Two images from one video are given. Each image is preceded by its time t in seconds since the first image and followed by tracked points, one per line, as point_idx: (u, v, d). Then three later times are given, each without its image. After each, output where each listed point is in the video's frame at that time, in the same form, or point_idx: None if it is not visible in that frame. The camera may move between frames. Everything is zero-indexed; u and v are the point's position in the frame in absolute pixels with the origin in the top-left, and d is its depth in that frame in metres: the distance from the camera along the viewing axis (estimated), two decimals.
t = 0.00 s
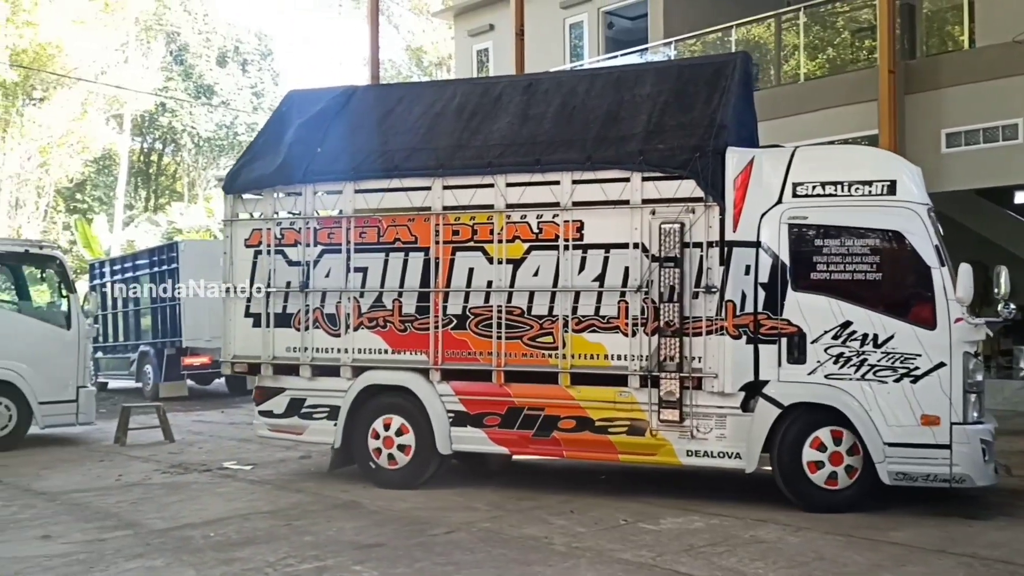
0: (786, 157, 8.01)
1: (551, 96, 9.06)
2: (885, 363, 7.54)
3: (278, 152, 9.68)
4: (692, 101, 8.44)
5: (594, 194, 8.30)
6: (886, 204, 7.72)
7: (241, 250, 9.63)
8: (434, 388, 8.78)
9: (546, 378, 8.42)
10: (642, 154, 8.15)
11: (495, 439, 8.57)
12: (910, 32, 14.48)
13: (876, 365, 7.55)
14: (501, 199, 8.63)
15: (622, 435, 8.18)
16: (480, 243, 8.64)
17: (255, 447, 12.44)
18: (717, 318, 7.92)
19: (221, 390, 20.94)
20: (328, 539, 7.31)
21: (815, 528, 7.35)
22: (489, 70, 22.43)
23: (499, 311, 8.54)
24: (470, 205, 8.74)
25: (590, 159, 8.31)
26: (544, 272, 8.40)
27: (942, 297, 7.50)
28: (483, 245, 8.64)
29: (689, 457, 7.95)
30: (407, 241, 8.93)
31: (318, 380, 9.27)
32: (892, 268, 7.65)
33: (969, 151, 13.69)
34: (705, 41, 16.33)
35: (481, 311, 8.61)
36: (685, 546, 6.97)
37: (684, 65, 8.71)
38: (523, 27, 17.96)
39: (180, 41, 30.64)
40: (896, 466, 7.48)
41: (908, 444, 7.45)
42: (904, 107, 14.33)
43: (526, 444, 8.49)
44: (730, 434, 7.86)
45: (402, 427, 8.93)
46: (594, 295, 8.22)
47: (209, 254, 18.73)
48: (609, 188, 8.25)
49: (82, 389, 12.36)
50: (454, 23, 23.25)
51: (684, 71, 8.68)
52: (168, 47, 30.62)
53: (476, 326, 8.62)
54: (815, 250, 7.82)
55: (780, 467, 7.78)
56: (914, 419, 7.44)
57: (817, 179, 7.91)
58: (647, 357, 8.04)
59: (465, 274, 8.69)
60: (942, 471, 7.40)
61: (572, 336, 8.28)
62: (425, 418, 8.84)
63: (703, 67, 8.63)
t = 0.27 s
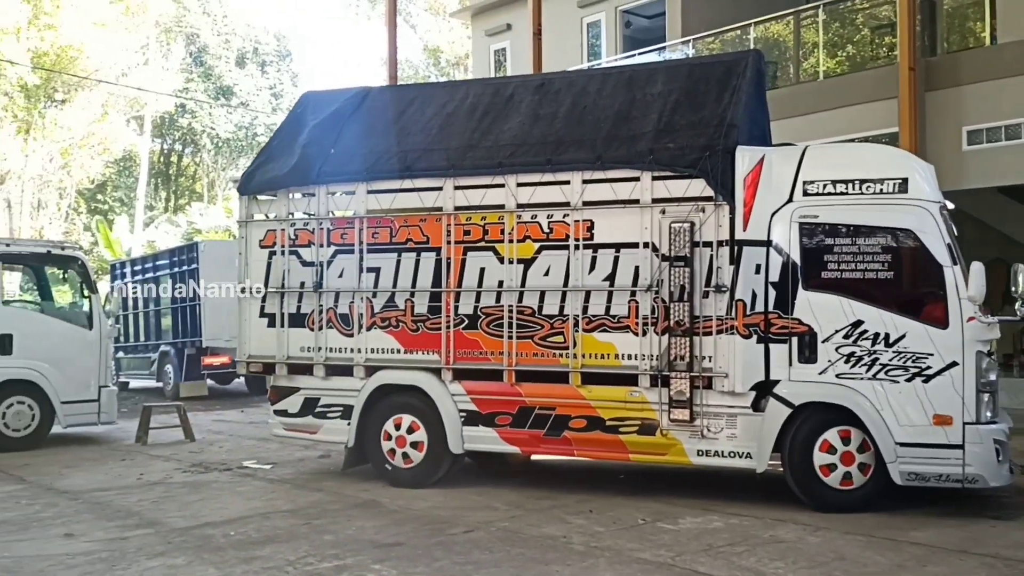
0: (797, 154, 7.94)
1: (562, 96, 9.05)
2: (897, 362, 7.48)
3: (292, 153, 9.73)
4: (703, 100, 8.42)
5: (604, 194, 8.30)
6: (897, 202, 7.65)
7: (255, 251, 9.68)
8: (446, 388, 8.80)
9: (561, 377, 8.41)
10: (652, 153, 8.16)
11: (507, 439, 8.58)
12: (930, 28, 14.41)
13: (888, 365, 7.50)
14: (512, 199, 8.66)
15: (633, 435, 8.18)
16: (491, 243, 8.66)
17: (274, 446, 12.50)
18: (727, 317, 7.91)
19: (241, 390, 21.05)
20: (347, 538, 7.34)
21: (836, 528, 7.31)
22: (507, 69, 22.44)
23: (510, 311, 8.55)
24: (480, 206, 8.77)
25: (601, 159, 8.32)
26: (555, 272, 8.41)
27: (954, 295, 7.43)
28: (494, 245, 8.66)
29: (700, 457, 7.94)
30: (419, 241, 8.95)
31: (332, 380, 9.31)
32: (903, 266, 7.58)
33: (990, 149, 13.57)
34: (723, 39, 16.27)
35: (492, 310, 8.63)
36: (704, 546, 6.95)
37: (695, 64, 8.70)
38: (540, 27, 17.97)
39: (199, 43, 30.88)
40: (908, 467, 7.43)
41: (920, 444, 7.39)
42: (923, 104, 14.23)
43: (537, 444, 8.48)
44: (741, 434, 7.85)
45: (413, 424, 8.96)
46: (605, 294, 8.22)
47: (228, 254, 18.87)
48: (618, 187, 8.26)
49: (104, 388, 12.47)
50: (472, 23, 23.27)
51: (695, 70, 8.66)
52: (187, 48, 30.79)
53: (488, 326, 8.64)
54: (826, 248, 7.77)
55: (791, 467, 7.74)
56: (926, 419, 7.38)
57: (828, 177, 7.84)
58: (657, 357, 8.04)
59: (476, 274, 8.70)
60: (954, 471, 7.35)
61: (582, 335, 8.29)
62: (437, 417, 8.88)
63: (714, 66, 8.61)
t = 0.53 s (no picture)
0: (803, 151, 7.91)
1: (568, 94, 9.05)
2: (903, 360, 7.44)
3: (301, 154, 9.77)
4: (709, 97, 8.39)
5: (609, 192, 8.31)
6: (903, 200, 7.62)
7: (265, 251, 9.74)
8: (454, 386, 8.82)
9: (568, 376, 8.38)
10: (657, 151, 8.15)
11: (513, 438, 8.60)
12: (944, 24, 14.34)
13: (894, 363, 7.47)
14: (517, 198, 8.67)
15: (639, 434, 8.17)
16: (497, 242, 8.68)
17: (288, 445, 12.54)
18: (733, 316, 7.88)
19: (254, 389, 21.13)
20: (361, 537, 7.36)
21: (851, 527, 7.29)
22: (519, 68, 22.43)
23: (516, 309, 8.57)
24: (486, 205, 8.80)
25: (606, 157, 8.31)
26: (560, 271, 8.42)
27: (960, 293, 7.39)
28: (500, 244, 8.68)
29: (705, 455, 7.93)
30: (426, 241, 8.98)
31: (340, 379, 9.33)
32: (909, 264, 7.55)
33: (1005, 146, 13.50)
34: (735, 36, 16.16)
35: (498, 309, 8.64)
36: (717, 545, 6.95)
37: (701, 62, 8.66)
38: (551, 25, 17.96)
39: (212, 42, 31.25)
40: (914, 465, 7.38)
41: (927, 443, 7.35)
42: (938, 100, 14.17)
43: (544, 442, 8.49)
44: (746, 433, 7.84)
45: (419, 420, 9.00)
46: (610, 293, 8.23)
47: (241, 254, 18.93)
48: (623, 186, 8.27)
49: (119, 387, 12.55)
50: (483, 22, 23.27)
51: (701, 68, 8.63)
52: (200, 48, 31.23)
53: (494, 325, 8.66)
54: (832, 246, 7.75)
55: (797, 466, 7.71)
56: (933, 417, 7.34)
57: (834, 174, 7.82)
58: (663, 356, 8.04)
59: (482, 273, 8.72)
60: (961, 470, 7.30)
61: (588, 334, 8.30)
62: (444, 415, 8.91)
63: (721, 64, 8.56)
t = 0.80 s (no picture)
0: (815, 147, 7.88)
1: (582, 92, 9.03)
2: (917, 358, 7.40)
3: (317, 153, 9.85)
4: (722, 93, 8.35)
5: (622, 190, 8.30)
6: (917, 196, 7.56)
7: (282, 249, 9.82)
8: (468, 384, 8.86)
9: (582, 373, 8.40)
10: (669, 148, 8.13)
11: (527, 435, 8.64)
12: (968, 18, 14.22)
13: (907, 361, 7.42)
14: (530, 196, 8.67)
15: (651, 431, 8.17)
16: (510, 240, 8.69)
17: (309, 442, 12.61)
18: (744, 313, 7.85)
19: (275, 387, 21.24)
20: (382, 533, 7.40)
21: (873, 525, 7.25)
22: (538, 65, 22.41)
23: (529, 307, 8.58)
24: (499, 203, 8.80)
25: (618, 155, 8.30)
26: (573, 268, 8.42)
27: (975, 290, 7.32)
28: (512, 242, 8.69)
29: (717, 453, 7.93)
30: (440, 239, 9.01)
31: (355, 376, 9.40)
32: (923, 260, 7.49)
33: None
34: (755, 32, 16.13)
35: (511, 307, 8.66)
36: (739, 543, 6.92)
37: (715, 58, 8.60)
38: (570, 23, 17.94)
39: (233, 43, 31.45)
40: (928, 464, 7.31)
41: (941, 441, 7.28)
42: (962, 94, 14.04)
43: (556, 439, 8.52)
44: (759, 430, 7.82)
45: (430, 416, 9.07)
46: (622, 290, 8.22)
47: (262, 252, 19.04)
48: (636, 183, 8.25)
49: (143, 385, 12.68)
50: (502, 20, 23.26)
51: (714, 64, 8.57)
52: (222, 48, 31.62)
53: (507, 322, 8.68)
54: (845, 243, 7.70)
55: (810, 464, 7.70)
56: (947, 415, 7.28)
57: (848, 170, 7.77)
58: (675, 353, 8.02)
59: (496, 271, 8.74)
60: (975, 468, 7.23)
61: (600, 332, 8.29)
62: (459, 413, 8.94)
63: (735, 60, 8.50)
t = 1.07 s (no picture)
0: (845, 143, 7.79)
1: (610, 90, 9.02)
2: (949, 356, 7.29)
3: (348, 153, 9.91)
4: (750, 91, 8.30)
5: (649, 188, 8.27)
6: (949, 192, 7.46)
7: (313, 249, 9.90)
8: (497, 384, 8.90)
9: (610, 371, 8.38)
10: (696, 145, 8.11)
11: (555, 432, 8.66)
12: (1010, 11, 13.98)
13: (940, 359, 7.31)
14: (557, 194, 8.67)
15: (679, 430, 8.14)
16: (538, 239, 8.69)
17: (344, 440, 12.69)
18: (773, 311, 7.78)
19: (311, 385, 21.38)
20: (418, 531, 7.43)
21: (913, 526, 7.15)
22: (571, 63, 22.36)
23: (557, 306, 8.58)
24: (527, 201, 8.80)
25: (645, 152, 8.30)
26: (601, 267, 8.41)
27: (1008, 287, 7.21)
28: (540, 240, 8.69)
29: (746, 452, 7.87)
30: (468, 238, 9.03)
31: (386, 374, 9.46)
32: (955, 257, 7.40)
33: None
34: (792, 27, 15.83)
35: (539, 305, 8.66)
36: (776, 543, 6.87)
37: (743, 54, 8.56)
38: (604, 20, 17.88)
39: (268, 44, 31.81)
40: (961, 464, 7.21)
41: (974, 440, 7.18)
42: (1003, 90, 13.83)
43: (584, 438, 8.54)
44: (788, 429, 7.76)
45: (457, 413, 9.12)
46: (650, 289, 8.19)
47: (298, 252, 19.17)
48: (663, 181, 8.22)
49: (181, 383, 12.84)
50: (535, 18, 23.24)
51: (743, 60, 8.54)
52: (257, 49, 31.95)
53: (535, 320, 8.68)
54: (875, 240, 7.61)
55: (841, 466, 7.59)
56: (980, 414, 7.18)
57: (878, 167, 7.68)
58: (703, 352, 7.96)
59: (524, 270, 8.75)
60: (1009, 468, 7.12)
61: (628, 330, 8.27)
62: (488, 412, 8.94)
63: (763, 56, 8.45)
